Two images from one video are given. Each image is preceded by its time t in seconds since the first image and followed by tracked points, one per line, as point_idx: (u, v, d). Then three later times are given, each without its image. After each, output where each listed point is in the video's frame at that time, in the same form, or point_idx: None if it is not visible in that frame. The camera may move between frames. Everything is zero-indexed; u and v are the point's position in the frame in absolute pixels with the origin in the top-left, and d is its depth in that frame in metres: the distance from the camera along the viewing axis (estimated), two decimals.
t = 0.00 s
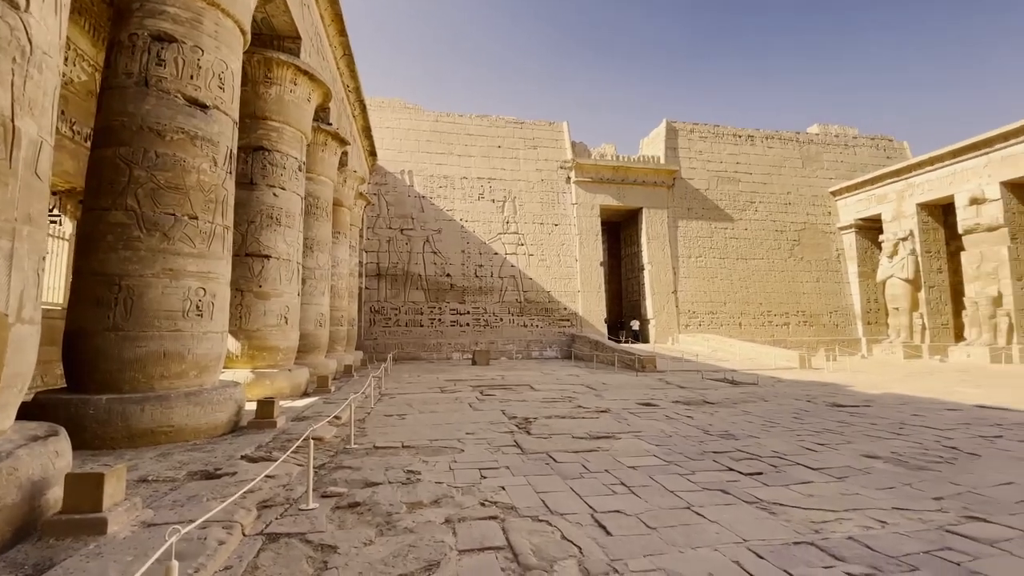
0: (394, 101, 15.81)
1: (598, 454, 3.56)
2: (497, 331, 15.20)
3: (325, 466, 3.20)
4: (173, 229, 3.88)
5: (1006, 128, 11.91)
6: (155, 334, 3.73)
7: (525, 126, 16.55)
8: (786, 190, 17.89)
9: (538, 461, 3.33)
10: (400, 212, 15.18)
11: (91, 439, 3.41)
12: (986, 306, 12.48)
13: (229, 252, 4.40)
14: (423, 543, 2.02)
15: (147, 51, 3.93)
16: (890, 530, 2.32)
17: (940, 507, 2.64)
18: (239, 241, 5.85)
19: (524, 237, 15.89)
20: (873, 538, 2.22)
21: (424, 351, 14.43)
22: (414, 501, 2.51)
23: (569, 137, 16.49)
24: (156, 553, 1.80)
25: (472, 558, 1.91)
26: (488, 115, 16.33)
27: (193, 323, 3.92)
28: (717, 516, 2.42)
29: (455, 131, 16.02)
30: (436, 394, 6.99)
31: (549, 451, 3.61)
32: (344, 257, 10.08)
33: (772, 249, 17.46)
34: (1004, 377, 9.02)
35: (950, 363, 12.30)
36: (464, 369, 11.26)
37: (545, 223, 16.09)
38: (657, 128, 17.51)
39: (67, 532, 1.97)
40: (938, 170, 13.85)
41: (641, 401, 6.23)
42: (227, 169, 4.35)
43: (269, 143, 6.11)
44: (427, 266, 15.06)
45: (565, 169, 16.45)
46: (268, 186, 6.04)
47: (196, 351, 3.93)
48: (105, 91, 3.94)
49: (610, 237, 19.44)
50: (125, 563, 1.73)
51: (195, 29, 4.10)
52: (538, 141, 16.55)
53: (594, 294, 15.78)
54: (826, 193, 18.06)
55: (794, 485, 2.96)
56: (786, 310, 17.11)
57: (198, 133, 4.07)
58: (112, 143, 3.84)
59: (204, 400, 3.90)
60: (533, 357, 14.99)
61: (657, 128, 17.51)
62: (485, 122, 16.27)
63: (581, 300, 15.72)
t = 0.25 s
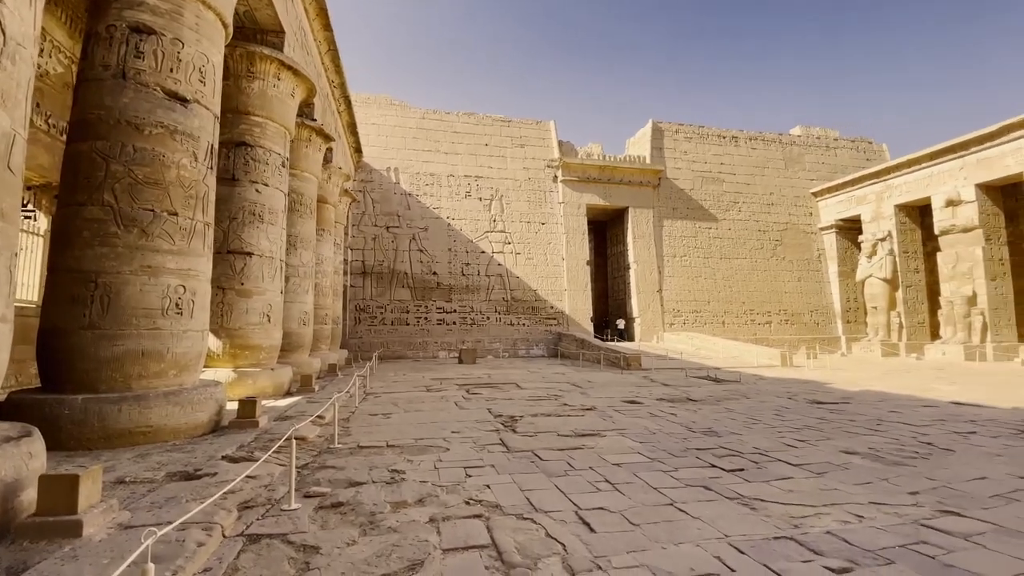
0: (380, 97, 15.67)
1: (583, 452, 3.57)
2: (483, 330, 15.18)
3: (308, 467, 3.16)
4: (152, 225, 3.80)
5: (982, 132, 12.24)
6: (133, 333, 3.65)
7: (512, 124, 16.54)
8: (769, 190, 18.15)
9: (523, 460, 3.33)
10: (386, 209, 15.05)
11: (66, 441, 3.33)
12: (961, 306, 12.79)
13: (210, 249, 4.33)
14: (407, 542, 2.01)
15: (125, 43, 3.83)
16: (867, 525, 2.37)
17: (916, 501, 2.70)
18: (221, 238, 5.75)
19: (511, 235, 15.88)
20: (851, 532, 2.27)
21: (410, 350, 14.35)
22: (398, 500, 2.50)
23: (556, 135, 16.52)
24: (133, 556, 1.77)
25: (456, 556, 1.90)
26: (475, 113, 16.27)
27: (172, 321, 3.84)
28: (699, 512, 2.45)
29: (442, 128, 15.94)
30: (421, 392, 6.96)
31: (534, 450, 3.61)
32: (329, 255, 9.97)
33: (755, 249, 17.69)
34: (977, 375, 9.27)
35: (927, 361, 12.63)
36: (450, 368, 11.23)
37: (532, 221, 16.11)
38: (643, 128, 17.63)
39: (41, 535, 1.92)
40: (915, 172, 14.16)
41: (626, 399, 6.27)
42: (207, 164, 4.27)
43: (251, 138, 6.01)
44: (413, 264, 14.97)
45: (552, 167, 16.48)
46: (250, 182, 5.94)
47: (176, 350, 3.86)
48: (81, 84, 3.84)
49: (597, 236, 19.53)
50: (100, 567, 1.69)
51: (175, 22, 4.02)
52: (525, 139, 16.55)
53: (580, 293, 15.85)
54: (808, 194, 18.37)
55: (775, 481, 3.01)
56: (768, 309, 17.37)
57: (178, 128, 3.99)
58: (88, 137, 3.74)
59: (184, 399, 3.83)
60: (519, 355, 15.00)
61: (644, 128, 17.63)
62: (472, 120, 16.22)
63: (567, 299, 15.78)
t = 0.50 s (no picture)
0: (365, 93, 15.50)
1: (567, 449, 3.59)
2: (469, 328, 15.14)
3: (289, 467, 3.12)
4: (128, 221, 3.70)
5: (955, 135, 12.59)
6: (108, 332, 3.56)
7: (498, 123, 16.51)
8: (751, 191, 18.42)
9: (507, 458, 3.34)
10: (370, 207, 14.91)
11: (37, 442, 3.24)
12: (935, 304, 13.15)
13: (188, 246, 4.24)
14: (389, 542, 2.00)
15: (99, 33, 3.73)
16: (843, 518, 2.43)
17: (890, 495, 2.77)
18: (200, 235, 5.64)
19: (497, 233, 15.86)
20: (827, 526, 2.32)
21: (395, 349, 14.25)
22: (381, 500, 2.48)
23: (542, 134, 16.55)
24: (107, 559, 1.72)
25: (439, 556, 1.90)
26: (460, 111, 16.20)
27: (149, 319, 3.76)
28: (680, 508, 2.48)
29: (427, 126, 15.84)
30: (406, 391, 6.92)
31: (518, 447, 3.62)
32: (312, 252, 9.84)
33: (737, 249, 17.95)
34: (948, 371, 9.56)
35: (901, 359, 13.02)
36: (435, 367, 11.18)
37: (518, 220, 16.10)
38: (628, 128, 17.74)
39: (10, 539, 1.86)
40: (893, 174, 14.49)
41: (610, 396, 6.31)
42: (186, 159, 4.18)
43: (232, 133, 5.90)
44: (398, 262, 14.86)
45: (538, 166, 16.50)
46: (231, 178, 5.83)
47: (152, 350, 3.77)
48: (53, 75, 3.72)
49: (582, 235, 19.62)
50: (72, 571, 1.65)
51: (152, 13, 3.92)
52: (511, 138, 16.53)
53: (565, 292, 15.92)
54: (788, 195, 18.69)
55: (755, 477, 3.06)
56: (750, 308, 17.64)
57: (156, 121, 3.89)
58: (60, 130, 3.64)
59: (161, 399, 3.75)
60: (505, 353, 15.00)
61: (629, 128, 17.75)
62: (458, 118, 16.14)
63: (553, 297, 15.84)
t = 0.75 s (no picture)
0: (351, 90, 15.35)
1: (554, 447, 3.60)
2: (456, 327, 15.10)
3: (273, 467, 3.09)
4: (107, 218, 3.63)
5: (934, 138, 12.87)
6: (86, 330, 3.48)
7: (486, 121, 16.47)
8: (737, 191, 18.64)
9: (494, 456, 3.34)
10: (356, 204, 14.78)
11: (12, 444, 3.16)
12: (913, 303, 13.45)
13: (169, 244, 4.16)
14: (374, 542, 1.99)
15: (77, 25, 3.63)
16: (824, 513, 2.47)
17: (869, 490, 2.83)
18: (181, 232, 5.54)
19: (485, 232, 15.84)
20: (808, 521, 2.36)
21: (381, 347, 14.16)
22: (366, 500, 2.47)
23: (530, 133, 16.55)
24: (85, 563, 1.68)
25: (425, 555, 1.89)
26: (448, 108, 16.13)
27: (129, 318, 3.68)
28: (666, 505, 2.51)
29: (415, 123, 15.74)
30: (392, 390, 6.89)
31: (505, 446, 3.62)
32: (297, 250, 9.73)
33: (722, 248, 18.14)
34: (926, 369, 9.78)
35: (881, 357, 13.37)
36: (422, 366, 11.16)
37: (506, 219, 16.09)
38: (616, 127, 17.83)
39: None
40: (873, 175, 14.77)
41: (597, 394, 6.35)
42: (167, 155, 4.10)
43: (214, 129, 5.80)
44: (385, 261, 14.76)
45: (526, 165, 16.50)
46: (213, 174, 5.73)
47: (132, 349, 3.70)
48: (29, 67, 3.62)
49: (569, 233, 19.68)
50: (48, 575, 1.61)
51: (132, 5, 3.84)
52: (499, 136, 16.51)
53: (553, 290, 15.96)
54: (772, 195, 18.95)
55: (738, 473, 3.10)
56: (734, 307, 17.86)
57: (136, 116, 3.81)
58: (36, 124, 3.54)
59: (142, 399, 3.68)
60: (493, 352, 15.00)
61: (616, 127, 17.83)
62: (445, 115, 16.07)
63: (541, 296, 15.87)
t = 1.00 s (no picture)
0: (335, 86, 15.17)
1: (539, 446, 3.61)
2: (443, 325, 15.05)
3: (255, 468, 3.04)
4: (82, 214, 3.54)
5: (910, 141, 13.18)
6: (61, 330, 3.39)
7: (472, 119, 16.42)
8: (720, 191, 18.87)
9: (480, 455, 3.34)
10: (341, 202, 14.62)
11: None
12: (890, 302, 13.76)
13: (147, 240, 4.07)
14: (358, 542, 1.97)
15: (50, 15, 3.53)
16: (803, 508, 2.52)
17: (848, 485, 2.89)
18: (160, 229, 5.43)
19: (471, 230, 15.80)
20: (788, 516, 2.40)
21: (366, 346, 14.05)
22: (350, 500, 2.45)
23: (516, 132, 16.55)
24: (59, 567, 1.64)
25: (409, 555, 1.88)
26: (434, 106, 16.04)
27: (105, 316, 3.60)
28: (650, 501, 2.53)
29: (400, 120, 15.63)
30: (377, 389, 6.84)
31: (490, 445, 3.62)
32: (280, 248, 9.60)
33: (706, 248, 18.35)
34: (903, 366, 10.02)
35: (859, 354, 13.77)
36: (408, 364, 11.10)
37: (492, 217, 16.07)
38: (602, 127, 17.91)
39: None
40: (853, 176, 15.07)
41: (582, 392, 6.38)
42: (146, 149, 4.01)
43: (195, 124, 5.69)
44: (370, 259, 14.64)
45: (512, 164, 16.50)
46: (194, 170, 5.62)
47: (110, 348, 3.62)
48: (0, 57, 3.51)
49: (555, 232, 19.74)
50: None
51: None
52: (485, 134, 16.47)
53: (539, 289, 16.00)
54: (755, 196, 19.23)
55: (720, 469, 3.14)
56: (718, 305, 18.08)
57: (113, 110, 3.72)
58: (8, 116, 3.44)
59: (119, 400, 3.60)
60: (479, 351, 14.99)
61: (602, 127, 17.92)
62: (431, 113, 15.99)
63: (527, 295, 15.90)
